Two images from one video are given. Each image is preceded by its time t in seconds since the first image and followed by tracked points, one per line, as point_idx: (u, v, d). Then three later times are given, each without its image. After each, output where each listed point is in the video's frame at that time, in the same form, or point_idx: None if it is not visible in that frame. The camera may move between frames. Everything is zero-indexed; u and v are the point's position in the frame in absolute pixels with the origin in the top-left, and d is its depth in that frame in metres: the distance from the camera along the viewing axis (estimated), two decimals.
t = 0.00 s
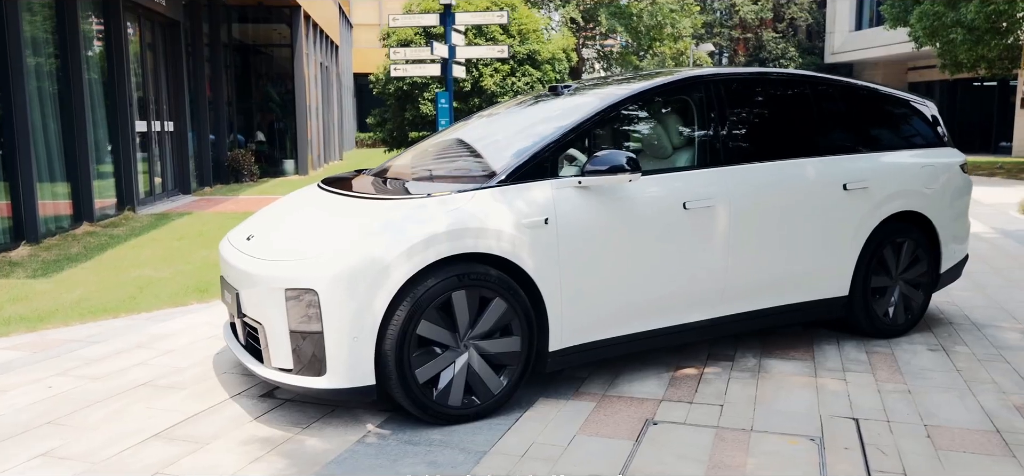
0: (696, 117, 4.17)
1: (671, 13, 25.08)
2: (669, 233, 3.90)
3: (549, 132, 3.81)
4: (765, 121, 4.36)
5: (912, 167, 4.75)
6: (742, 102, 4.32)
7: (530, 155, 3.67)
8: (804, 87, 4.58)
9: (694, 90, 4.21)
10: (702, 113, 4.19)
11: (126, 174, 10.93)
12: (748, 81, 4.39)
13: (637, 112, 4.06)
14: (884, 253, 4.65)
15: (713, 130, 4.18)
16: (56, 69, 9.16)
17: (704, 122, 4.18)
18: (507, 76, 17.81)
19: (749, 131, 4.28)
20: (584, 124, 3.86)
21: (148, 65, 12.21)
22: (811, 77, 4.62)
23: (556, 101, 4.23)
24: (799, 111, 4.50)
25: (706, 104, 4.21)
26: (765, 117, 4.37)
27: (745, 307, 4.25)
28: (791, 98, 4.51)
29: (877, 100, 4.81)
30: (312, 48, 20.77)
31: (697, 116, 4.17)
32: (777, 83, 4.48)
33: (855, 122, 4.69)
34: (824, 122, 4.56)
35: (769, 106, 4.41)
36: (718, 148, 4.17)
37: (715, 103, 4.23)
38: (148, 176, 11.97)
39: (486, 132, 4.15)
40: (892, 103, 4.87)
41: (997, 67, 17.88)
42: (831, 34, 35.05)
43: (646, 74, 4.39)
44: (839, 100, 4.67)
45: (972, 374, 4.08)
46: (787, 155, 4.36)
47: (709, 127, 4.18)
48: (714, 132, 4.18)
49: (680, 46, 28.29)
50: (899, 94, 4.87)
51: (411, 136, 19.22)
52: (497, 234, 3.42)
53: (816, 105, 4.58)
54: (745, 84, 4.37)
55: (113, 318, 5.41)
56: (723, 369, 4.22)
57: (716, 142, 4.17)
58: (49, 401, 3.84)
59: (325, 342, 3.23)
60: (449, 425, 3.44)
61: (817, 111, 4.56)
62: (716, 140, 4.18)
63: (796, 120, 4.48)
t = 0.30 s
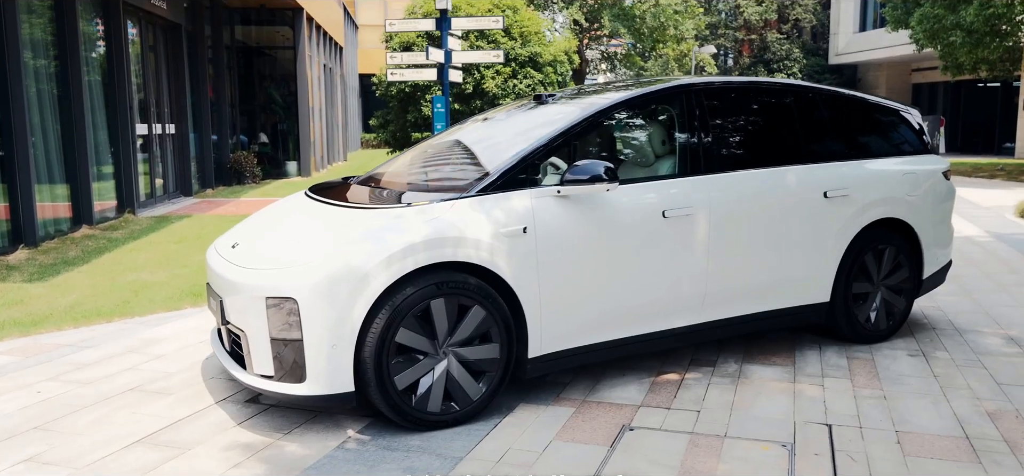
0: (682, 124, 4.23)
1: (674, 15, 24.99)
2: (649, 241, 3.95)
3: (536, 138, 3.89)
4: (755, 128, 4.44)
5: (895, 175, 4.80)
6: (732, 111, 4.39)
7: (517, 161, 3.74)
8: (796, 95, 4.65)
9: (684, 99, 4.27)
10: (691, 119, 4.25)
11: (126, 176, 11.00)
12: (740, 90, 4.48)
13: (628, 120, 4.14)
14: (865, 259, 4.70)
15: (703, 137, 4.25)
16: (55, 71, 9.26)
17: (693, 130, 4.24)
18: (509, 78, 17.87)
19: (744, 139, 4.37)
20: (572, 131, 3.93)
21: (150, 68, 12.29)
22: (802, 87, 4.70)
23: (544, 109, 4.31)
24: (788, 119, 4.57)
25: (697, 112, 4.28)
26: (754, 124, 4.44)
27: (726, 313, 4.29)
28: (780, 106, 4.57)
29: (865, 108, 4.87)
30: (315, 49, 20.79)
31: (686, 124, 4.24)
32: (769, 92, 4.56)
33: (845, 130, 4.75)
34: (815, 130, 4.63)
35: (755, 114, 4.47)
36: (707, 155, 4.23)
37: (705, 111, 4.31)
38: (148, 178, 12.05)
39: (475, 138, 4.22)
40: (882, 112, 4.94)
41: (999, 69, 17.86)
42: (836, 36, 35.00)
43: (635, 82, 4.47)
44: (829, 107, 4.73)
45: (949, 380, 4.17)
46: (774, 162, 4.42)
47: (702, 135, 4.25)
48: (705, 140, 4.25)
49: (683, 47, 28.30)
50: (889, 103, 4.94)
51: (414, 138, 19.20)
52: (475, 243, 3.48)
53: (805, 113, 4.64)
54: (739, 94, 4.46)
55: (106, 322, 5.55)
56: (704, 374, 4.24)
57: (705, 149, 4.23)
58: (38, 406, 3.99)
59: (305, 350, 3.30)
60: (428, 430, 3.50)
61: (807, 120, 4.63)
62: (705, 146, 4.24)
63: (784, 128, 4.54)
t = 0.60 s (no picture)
0: (670, 132, 4.28)
1: (679, 17, 24.80)
2: (630, 249, 3.99)
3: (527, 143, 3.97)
4: (745, 136, 4.50)
5: (878, 182, 4.84)
6: (722, 120, 4.46)
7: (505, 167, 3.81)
8: (791, 104, 4.72)
9: (674, 107, 4.33)
10: (680, 127, 4.32)
11: (129, 179, 11.11)
12: (733, 99, 4.56)
13: (625, 128, 4.22)
14: (849, 266, 4.74)
15: (693, 145, 4.32)
16: (57, 75, 9.37)
17: (682, 137, 4.30)
18: (512, 81, 17.92)
19: (738, 146, 4.46)
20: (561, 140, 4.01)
21: (153, 72, 12.38)
22: (794, 96, 4.77)
23: (534, 117, 4.39)
24: (777, 127, 4.62)
25: (681, 118, 4.34)
26: (743, 132, 4.50)
27: (710, 320, 4.33)
28: (770, 115, 4.64)
29: (855, 117, 4.92)
30: (320, 51, 20.87)
31: (676, 132, 4.30)
32: (762, 102, 4.63)
33: (834, 139, 4.81)
34: (806, 139, 4.70)
35: (744, 123, 4.53)
36: (695, 162, 4.29)
37: (695, 120, 4.37)
38: (151, 180, 12.15)
39: (465, 146, 4.30)
40: (873, 121, 5.00)
41: (1005, 72, 17.74)
42: (842, 36, 34.92)
43: (627, 91, 4.54)
44: (819, 116, 4.79)
45: (928, 387, 4.23)
46: (762, 170, 4.48)
47: (696, 143, 4.32)
48: (695, 148, 4.31)
49: (687, 49, 28.31)
50: (879, 112, 5.00)
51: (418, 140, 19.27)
52: (456, 251, 3.54)
53: (794, 122, 4.70)
54: (734, 103, 4.54)
55: (102, 327, 5.72)
56: (687, 380, 4.28)
57: (696, 156, 4.30)
58: (32, 412, 4.13)
59: (287, 357, 3.38)
60: (411, 435, 3.57)
61: (800, 129, 4.69)
62: (693, 154, 4.30)
63: (774, 136, 4.60)
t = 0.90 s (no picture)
0: (656, 140, 4.34)
1: (684, 18, 24.76)
2: (613, 258, 4.04)
3: (517, 150, 4.05)
4: (739, 144, 4.57)
5: (864, 190, 4.88)
6: (712, 128, 4.52)
7: (494, 173, 3.88)
8: (783, 113, 4.77)
9: (662, 116, 4.39)
10: (668, 135, 4.37)
11: (134, 182, 11.22)
12: (727, 108, 4.62)
13: (620, 136, 4.29)
14: (834, 273, 4.78)
15: (682, 153, 4.37)
16: (61, 79, 9.49)
17: (670, 145, 4.36)
18: (516, 83, 18.00)
19: (726, 154, 4.51)
20: (552, 148, 4.09)
21: (158, 76, 12.49)
22: (786, 105, 4.82)
23: (522, 126, 4.46)
24: (766, 135, 4.67)
25: (666, 125, 4.39)
26: (733, 140, 4.56)
27: (694, 327, 4.38)
28: (759, 123, 4.68)
29: (845, 125, 4.96)
30: (326, 54, 20.99)
31: (666, 139, 4.36)
32: (756, 110, 4.69)
33: (825, 147, 4.86)
34: (797, 148, 4.75)
35: (734, 131, 4.58)
36: (686, 169, 4.35)
37: (685, 128, 4.43)
38: (156, 182, 12.27)
39: (456, 154, 4.38)
40: (864, 129, 5.04)
41: (1011, 74, 17.68)
42: (850, 37, 34.80)
43: (618, 99, 4.60)
44: (810, 125, 4.84)
45: (910, 394, 4.26)
46: (752, 179, 4.54)
47: (691, 151, 4.41)
48: (685, 155, 4.38)
49: (693, 50, 28.29)
50: (870, 120, 5.04)
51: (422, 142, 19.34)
52: (438, 260, 3.59)
53: (783, 130, 4.74)
54: (725, 112, 4.60)
55: (101, 330, 5.82)
56: (671, 386, 4.32)
57: (686, 164, 4.37)
58: (27, 414, 4.23)
59: (272, 364, 3.45)
60: (394, 440, 3.64)
61: (791, 137, 4.74)
62: (681, 161, 4.36)
63: (763, 144, 4.65)
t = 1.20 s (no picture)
0: (645, 147, 4.38)
1: (692, 20, 24.79)
2: (598, 266, 4.09)
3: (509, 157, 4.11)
4: (738, 151, 4.63)
5: (854, 198, 4.89)
6: (703, 136, 4.56)
7: (485, 179, 3.96)
8: (777, 122, 4.81)
9: (653, 124, 4.44)
10: (660, 143, 4.43)
11: (141, 185, 11.34)
12: (727, 116, 4.69)
13: (615, 144, 4.35)
14: (823, 281, 4.81)
15: (677, 160, 4.44)
16: (69, 81, 9.63)
17: (661, 153, 4.41)
18: (521, 86, 18.10)
19: (716, 162, 4.55)
20: (545, 155, 4.16)
21: (166, 79, 12.63)
22: (781, 114, 4.86)
23: (511, 134, 4.52)
24: (757, 143, 4.70)
25: (653, 133, 4.42)
26: (725, 148, 4.61)
27: (681, 334, 4.42)
28: (751, 131, 4.72)
29: (839, 132, 4.99)
30: (334, 57, 21.15)
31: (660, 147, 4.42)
32: (753, 118, 4.74)
33: (819, 155, 4.89)
34: (789, 156, 4.79)
35: (725, 140, 4.63)
36: (686, 176, 4.43)
37: (678, 136, 4.49)
38: (164, 184, 12.41)
39: (449, 162, 4.45)
40: (861, 138, 5.08)
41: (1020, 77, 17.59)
42: (861, 39, 34.65)
43: (614, 107, 4.66)
44: (804, 133, 4.88)
45: (896, 402, 4.28)
46: (742, 186, 4.57)
47: (692, 159, 4.48)
48: (683, 163, 4.45)
49: (701, 52, 28.26)
50: (866, 129, 5.07)
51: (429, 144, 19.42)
52: (422, 268, 3.65)
53: (776, 138, 4.78)
54: (722, 121, 4.65)
55: (102, 332, 5.90)
56: (657, 393, 4.36)
57: (683, 170, 4.44)
58: (26, 416, 4.31)
59: (258, 369, 3.52)
60: (378, 445, 3.70)
61: (784, 145, 4.78)
62: (673, 168, 4.41)
63: (754, 152, 4.68)
